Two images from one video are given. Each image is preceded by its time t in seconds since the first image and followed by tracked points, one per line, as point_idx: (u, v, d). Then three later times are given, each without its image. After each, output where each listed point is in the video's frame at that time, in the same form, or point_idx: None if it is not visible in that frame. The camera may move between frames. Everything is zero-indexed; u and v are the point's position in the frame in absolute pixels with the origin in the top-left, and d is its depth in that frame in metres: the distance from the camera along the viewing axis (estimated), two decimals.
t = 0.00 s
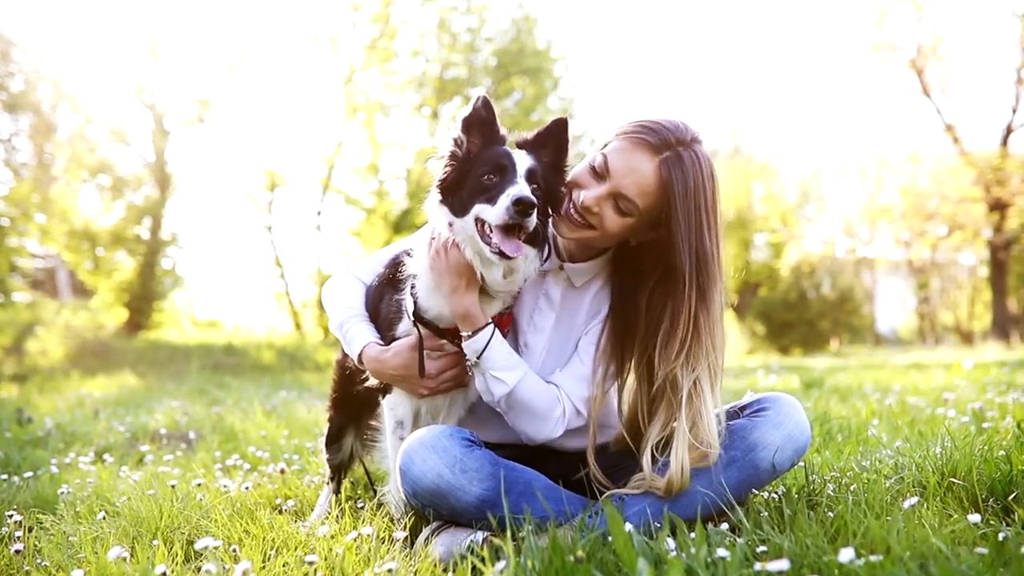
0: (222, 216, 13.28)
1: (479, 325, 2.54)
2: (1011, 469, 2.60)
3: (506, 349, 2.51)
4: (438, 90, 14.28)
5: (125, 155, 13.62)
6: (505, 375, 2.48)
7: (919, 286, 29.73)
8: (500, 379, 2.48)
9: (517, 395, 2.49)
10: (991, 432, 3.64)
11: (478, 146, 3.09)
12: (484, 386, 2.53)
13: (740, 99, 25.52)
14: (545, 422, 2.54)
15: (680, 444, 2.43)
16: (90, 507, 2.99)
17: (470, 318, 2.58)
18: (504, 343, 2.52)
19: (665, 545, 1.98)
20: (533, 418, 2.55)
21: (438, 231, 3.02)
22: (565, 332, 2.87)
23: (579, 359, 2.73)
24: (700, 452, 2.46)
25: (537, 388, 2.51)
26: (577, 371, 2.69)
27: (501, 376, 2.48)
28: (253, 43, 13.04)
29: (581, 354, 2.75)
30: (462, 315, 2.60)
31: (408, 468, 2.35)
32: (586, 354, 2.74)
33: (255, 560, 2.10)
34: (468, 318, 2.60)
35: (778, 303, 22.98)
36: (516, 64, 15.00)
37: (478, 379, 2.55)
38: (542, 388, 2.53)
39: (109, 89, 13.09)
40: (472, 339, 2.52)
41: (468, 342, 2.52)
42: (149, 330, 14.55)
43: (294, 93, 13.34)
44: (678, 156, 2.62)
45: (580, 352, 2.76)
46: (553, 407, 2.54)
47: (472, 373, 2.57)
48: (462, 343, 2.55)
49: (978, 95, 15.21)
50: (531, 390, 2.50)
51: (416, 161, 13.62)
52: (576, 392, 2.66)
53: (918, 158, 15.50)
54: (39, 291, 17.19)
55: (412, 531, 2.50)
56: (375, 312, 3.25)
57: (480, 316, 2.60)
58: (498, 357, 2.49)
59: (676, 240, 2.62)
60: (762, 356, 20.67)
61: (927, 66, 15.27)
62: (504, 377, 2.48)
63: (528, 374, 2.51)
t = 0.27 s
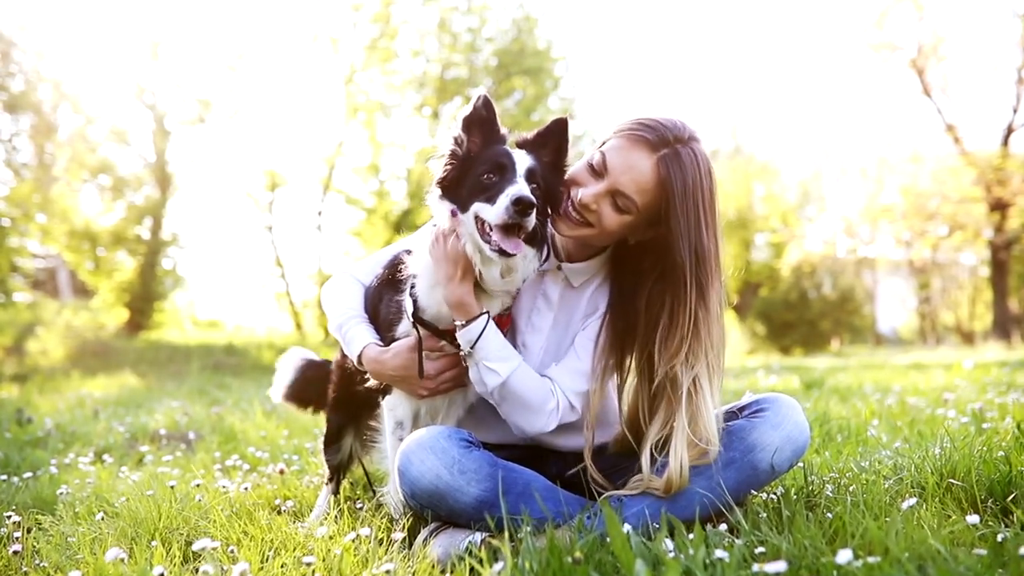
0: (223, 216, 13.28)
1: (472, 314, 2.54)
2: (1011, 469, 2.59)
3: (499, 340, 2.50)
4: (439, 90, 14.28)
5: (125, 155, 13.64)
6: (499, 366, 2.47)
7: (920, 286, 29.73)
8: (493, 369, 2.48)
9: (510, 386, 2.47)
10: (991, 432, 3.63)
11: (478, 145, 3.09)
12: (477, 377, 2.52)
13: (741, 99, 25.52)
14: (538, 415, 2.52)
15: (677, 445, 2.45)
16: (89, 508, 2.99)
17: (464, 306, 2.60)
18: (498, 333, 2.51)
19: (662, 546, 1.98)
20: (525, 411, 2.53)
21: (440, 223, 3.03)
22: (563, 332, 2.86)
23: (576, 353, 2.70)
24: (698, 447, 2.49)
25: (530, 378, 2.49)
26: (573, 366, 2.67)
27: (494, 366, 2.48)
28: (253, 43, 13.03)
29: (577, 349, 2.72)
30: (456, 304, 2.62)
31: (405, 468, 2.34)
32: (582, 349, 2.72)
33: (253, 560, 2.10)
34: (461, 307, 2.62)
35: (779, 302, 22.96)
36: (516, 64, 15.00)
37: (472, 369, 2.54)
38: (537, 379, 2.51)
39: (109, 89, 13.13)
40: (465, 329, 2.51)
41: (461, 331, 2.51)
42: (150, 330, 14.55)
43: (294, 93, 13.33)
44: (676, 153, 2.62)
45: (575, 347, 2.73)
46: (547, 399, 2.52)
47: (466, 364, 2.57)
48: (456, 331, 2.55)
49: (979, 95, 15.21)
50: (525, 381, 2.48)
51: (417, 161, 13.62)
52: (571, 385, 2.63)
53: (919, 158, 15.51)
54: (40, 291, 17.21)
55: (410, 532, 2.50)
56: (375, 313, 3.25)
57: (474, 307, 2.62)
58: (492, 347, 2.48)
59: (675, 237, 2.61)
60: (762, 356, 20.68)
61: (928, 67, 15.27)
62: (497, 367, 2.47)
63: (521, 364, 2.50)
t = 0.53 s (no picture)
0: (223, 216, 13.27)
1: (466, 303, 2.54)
2: (1010, 469, 2.59)
3: (492, 330, 2.51)
4: (439, 90, 14.29)
5: (126, 155, 13.65)
6: (491, 355, 2.48)
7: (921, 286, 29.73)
8: (485, 359, 2.48)
9: (501, 375, 2.47)
10: (990, 432, 3.63)
11: (480, 142, 3.09)
12: (469, 366, 2.52)
13: (741, 99, 25.54)
14: (530, 406, 2.51)
15: (675, 446, 2.45)
16: (87, 508, 2.99)
17: (457, 294, 2.59)
18: (491, 322, 2.51)
19: (659, 547, 1.98)
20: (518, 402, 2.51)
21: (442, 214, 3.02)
22: (561, 330, 2.86)
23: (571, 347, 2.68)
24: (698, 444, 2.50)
25: (522, 369, 2.49)
26: (568, 359, 2.65)
27: (486, 355, 2.48)
28: (254, 44, 12.99)
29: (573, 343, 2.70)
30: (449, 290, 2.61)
31: (403, 468, 2.34)
32: (577, 344, 2.70)
33: (251, 561, 2.10)
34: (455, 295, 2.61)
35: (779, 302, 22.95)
36: (517, 64, 15.04)
37: (464, 358, 2.54)
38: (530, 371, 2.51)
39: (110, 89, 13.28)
40: (458, 317, 2.52)
41: (454, 319, 2.52)
42: (151, 330, 14.56)
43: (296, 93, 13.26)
44: (672, 150, 2.62)
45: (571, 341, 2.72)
46: (539, 391, 2.52)
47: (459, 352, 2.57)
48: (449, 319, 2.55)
49: (979, 94, 15.20)
50: (517, 372, 2.48)
51: (417, 161, 13.62)
52: (563, 377, 2.62)
53: (920, 157, 15.48)
54: (41, 292, 17.24)
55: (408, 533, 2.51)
56: (373, 313, 3.26)
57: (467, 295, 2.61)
58: (485, 336, 2.49)
59: (672, 234, 2.61)
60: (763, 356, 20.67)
61: (929, 66, 15.27)
62: (489, 356, 2.47)
63: (514, 355, 2.50)
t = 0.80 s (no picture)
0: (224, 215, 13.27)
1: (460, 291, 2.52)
2: (1007, 470, 2.59)
3: (487, 320, 2.49)
4: (440, 90, 14.29)
5: (127, 155, 13.67)
6: (484, 344, 2.46)
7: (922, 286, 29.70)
8: (478, 348, 2.46)
9: (495, 365, 2.46)
10: (989, 433, 3.62)
11: (482, 141, 3.04)
12: (462, 356, 2.51)
13: (742, 99, 25.54)
14: (522, 398, 2.50)
15: (674, 444, 2.45)
16: (85, 508, 2.99)
17: (452, 282, 2.55)
18: (486, 312, 2.50)
19: (656, 548, 1.98)
20: (510, 393, 2.50)
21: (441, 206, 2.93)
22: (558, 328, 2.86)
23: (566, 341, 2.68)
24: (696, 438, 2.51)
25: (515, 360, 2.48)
26: (563, 352, 2.65)
27: (480, 345, 2.46)
28: (254, 44, 13.04)
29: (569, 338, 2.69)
30: (444, 277, 2.56)
31: (401, 468, 2.35)
32: (573, 338, 2.69)
33: (247, 561, 2.10)
34: (450, 282, 2.57)
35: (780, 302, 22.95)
36: (517, 64, 15.03)
37: (457, 348, 2.53)
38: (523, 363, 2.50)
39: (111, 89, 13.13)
40: (453, 305, 2.50)
41: (449, 307, 2.50)
42: (151, 330, 14.56)
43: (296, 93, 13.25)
44: (670, 147, 2.62)
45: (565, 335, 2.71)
46: (532, 381, 2.51)
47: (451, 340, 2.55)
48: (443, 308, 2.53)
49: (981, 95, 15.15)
50: (510, 363, 2.47)
51: (418, 161, 13.62)
52: (557, 370, 2.61)
53: (921, 157, 15.49)
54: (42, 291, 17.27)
55: (405, 533, 2.51)
56: (371, 314, 3.25)
57: (462, 282, 2.57)
58: (479, 325, 2.47)
59: (668, 231, 2.62)
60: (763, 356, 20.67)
61: (929, 66, 15.26)
62: (483, 346, 2.46)
63: (506, 346, 2.48)
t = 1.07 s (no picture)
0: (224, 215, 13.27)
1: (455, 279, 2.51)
2: (1005, 469, 2.59)
3: (481, 309, 2.47)
4: (440, 90, 14.28)
5: (127, 155, 13.67)
6: (479, 333, 2.44)
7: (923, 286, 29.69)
8: (472, 338, 2.45)
9: (489, 354, 2.45)
10: (989, 433, 3.62)
11: (483, 140, 3.02)
12: (457, 345, 2.50)
13: (742, 99, 25.54)
14: (516, 388, 2.48)
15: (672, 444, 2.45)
16: (84, 508, 2.99)
17: (447, 269, 2.54)
18: (481, 301, 2.48)
19: (653, 548, 1.98)
20: (504, 383, 2.48)
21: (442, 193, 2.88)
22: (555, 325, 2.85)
23: (562, 334, 2.66)
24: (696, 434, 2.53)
25: (510, 349, 2.46)
26: (560, 344, 2.63)
27: (474, 334, 2.45)
28: (255, 44, 13.04)
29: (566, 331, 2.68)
30: (441, 264, 2.55)
31: (398, 468, 2.35)
32: (570, 331, 2.67)
33: (245, 560, 2.10)
34: (446, 269, 2.56)
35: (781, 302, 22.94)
36: (518, 64, 15.00)
37: (452, 337, 2.51)
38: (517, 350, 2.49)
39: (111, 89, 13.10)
40: (448, 293, 2.49)
41: (443, 296, 2.49)
42: (152, 331, 14.57)
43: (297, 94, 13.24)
44: (670, 145, 2.62)
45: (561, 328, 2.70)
46: (528, 371, 2.50)
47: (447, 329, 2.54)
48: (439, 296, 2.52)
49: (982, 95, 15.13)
50: (505, 352, 2.45)
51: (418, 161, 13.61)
52: (552, 362, 2.59)
53: (922, 158, 15.49)
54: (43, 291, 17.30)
55: (403, 532, 2.51)
56: (370, 314, 3.26)
57: (458, 269, 2.56)
58: (474, 314, 2.46)
59: (667, 229, 2.62)
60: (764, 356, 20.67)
61: (930, 66, 15.24)
62: (477, 335, 2.44)
63: (501, 336, 2.47)
